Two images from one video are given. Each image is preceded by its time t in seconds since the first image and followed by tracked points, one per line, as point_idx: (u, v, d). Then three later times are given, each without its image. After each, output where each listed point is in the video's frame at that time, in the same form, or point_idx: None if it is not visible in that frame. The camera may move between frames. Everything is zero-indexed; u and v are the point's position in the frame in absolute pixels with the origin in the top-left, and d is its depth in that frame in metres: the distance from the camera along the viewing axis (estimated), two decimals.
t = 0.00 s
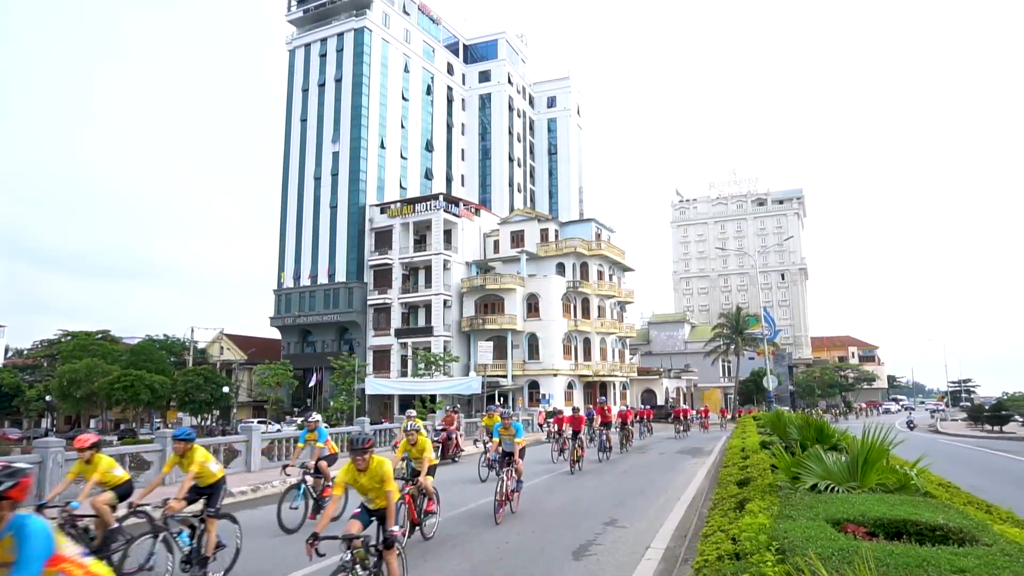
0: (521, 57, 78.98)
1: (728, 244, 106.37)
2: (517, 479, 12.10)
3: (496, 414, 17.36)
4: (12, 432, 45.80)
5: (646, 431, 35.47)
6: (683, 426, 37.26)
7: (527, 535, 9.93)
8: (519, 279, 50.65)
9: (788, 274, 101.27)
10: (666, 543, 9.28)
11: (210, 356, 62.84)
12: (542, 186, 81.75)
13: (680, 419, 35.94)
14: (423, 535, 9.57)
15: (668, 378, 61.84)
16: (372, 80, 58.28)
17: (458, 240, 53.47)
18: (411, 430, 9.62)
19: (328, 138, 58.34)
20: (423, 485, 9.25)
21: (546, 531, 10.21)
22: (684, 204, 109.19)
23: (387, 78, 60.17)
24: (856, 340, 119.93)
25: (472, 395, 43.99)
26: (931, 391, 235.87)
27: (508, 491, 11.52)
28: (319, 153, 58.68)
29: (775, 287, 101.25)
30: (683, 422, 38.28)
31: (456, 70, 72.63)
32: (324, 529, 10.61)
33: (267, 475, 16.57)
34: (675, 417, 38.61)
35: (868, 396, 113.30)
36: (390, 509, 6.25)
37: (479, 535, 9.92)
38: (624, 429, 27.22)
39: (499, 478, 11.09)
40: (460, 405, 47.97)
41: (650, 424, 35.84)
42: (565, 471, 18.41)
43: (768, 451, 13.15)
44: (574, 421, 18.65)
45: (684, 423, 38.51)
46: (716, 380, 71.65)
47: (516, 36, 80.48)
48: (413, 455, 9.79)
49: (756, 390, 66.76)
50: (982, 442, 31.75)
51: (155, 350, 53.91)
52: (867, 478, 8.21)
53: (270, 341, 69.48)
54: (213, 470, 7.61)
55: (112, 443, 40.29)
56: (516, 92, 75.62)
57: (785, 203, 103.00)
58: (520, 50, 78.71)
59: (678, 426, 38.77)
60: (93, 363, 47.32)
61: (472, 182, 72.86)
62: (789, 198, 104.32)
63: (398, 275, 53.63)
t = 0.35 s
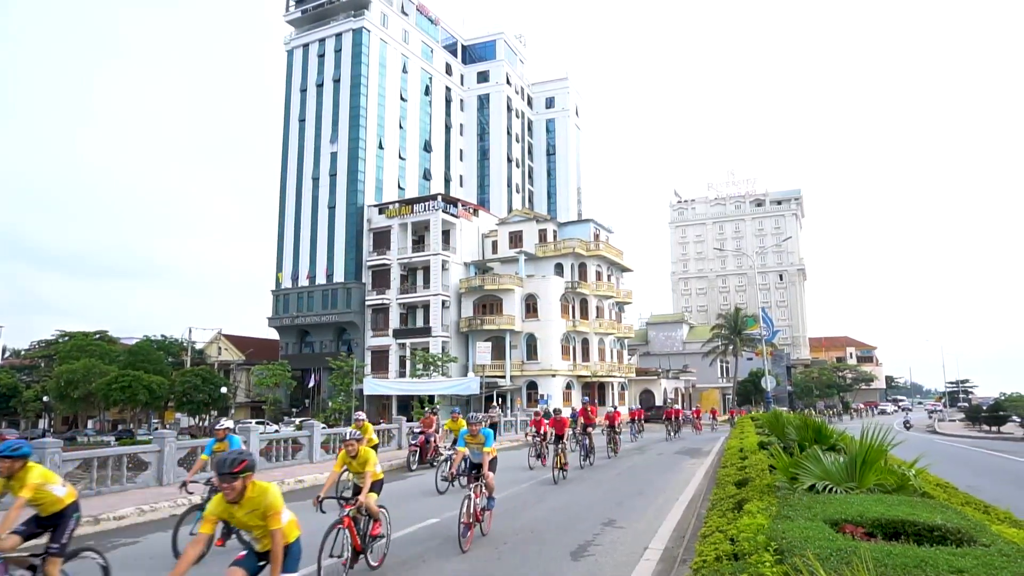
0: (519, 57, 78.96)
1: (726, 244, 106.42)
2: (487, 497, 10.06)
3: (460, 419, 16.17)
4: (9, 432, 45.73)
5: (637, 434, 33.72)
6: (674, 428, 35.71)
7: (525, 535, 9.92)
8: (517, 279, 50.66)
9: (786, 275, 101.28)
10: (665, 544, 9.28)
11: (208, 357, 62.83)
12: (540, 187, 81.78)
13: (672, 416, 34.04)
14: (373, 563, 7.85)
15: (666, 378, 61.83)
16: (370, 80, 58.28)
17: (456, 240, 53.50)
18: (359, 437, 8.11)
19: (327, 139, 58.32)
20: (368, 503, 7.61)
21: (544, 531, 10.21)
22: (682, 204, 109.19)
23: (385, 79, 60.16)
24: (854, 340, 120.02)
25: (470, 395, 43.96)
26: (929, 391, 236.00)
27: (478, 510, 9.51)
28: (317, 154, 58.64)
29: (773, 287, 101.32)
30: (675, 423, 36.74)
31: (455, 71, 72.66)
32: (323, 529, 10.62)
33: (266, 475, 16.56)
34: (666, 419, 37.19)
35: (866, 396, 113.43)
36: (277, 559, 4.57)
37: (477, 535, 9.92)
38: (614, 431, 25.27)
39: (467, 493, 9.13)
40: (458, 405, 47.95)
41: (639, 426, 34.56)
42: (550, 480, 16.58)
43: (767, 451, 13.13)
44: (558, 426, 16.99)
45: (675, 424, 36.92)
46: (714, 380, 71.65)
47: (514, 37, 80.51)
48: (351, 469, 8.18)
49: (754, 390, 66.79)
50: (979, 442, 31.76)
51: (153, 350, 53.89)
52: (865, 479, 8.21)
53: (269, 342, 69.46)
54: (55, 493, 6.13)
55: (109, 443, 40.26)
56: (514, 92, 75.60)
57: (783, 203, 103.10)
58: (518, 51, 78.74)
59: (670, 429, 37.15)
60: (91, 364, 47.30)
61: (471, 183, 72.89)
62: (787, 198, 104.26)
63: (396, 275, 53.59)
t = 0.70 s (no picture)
0: (517, 57, 78.94)
1: (724, 244, 106.47)
2: (449, 521, 8.07)
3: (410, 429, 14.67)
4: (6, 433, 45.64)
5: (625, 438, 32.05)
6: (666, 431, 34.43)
7: (523, 535, 9.92)
8: (515, 279, 50.68)
9: (784, 275, 101.36)
10: (663, 543, 9.28)
11: (206, 357, 62.70)
12: (538, 186, 81.76)
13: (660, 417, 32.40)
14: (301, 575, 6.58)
15: (665, 378, 61.83)
16: (368, 80, 58.25)
17: (455, 240, 53.50)
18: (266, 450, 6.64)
19: (325, 138, 58.28)
20: (280, 531, 6.16)
21: (543, 531, 10.20)
22: (681, 204, 109.15)
23: (384, 78, 60.12)
24: (852, 340, 120.11)
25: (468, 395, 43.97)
26: (926, 390, 235.92)
27: (437, 538, 7.68)
28: (315, 153, 58.58)
29: (771, 287, 101.37)
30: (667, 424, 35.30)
31: (453, 70, 72.61)
32: (319, 528, 10.65)
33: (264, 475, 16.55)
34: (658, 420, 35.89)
35: (864, 396, 113.54)
36: None
37: (475, 535, 9.91)
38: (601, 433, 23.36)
39: (422, 521, 7.31)
40: (456, 405, 47.93)
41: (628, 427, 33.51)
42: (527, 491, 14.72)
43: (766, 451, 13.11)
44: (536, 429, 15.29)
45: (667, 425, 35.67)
46: (713, 380, 71.62)
47: (513, 36, 80.46)
48: (267, 490, 6.78)
49: (753, 390, 66.80)
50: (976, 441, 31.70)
51: (151, 350, 53.87)
52: (862, 478, 8.22)
53: (267, 341, 69.38)
54: None
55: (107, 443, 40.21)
56: (512, 92, 75.52)
57: (781, 203, 103.17)
58: (516, 51, 78.69)
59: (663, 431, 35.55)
60: (88, 364, 47.31)
61: (469, 183, 72.88)
62: (785, 198, 104.33)
63: (394, 275, 53.51)
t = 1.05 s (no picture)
0: (516, 57, 78.95)
1: (723, 244, 106.55)
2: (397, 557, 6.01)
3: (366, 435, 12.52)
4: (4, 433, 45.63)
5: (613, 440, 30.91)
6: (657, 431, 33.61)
7: (521, 535, 9.94)
8: (514, 279, 50.69)
9: (783, 275, 101.44)
10: (661, 543, 9.29)
11: (205, 357, 62.66)
12: (537, 186, 81.78)
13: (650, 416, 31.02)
14: None
15: (663, 378, 61.87)
16: (367, 80, 58.25)
17: (453, 240, 53.49)
18: (106, 470, 4.92)
19: (324, 138, 58.26)
20: None
21: (541, 531, 10.22)
22: (679, 204, 109.25)
23: (382, 78, 60.11)
24: (850, 340, 120.19)
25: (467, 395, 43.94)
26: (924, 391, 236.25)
27: None
28: (314, 153, 58.57)
29: (769, 287, 101.50)
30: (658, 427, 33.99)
31: (452, 70, 72.61)
32: (318, 529, 10.67)
33: (263, 475, 16.54)
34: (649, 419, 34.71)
35: (862, 396, 113.65)
36: None
37: (472, 535, 9.93)
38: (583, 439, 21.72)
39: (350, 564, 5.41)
40: (455, 406, 47.96)
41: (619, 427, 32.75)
42: (496, 505, 12.95)
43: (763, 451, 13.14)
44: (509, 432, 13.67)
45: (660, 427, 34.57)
46: (712, 380, 71.69)
47: (512, 36, 80.52)
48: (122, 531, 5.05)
49: (752, 390, 66.90)
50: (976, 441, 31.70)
51: (150, 350, 53.82)
52: (861, 478, 8.23)
53: (265, 341, 69.37)
54: None
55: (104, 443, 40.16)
56: (511, 92, 75.55)
57: (780, 203, 103.29)
58: (515, 51, 78.72)
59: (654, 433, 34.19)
60: (86, 364, 47.29)
61: (468, 183, 72.93)
62: (784, 198, 104.38)
63: (393, 275, 53.52)
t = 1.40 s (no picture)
0: (514, 57, 78.94)
1: (721, 244, 106.62)
2: None
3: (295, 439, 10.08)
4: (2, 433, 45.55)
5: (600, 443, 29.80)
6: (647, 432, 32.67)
7: (521, 535, 9.95)
8: (512, 279, 50.69)
9: (781, 275, 101.55)
10: (659, 543, 9.29)
11: (203, 357, 62.56)
12: (536, 186, 81.72)
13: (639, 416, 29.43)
14: None
15: (661, 378, 61.90)
16: (366, 80, 58.20)
17: (452, 240, 53.46)
18: None
19: (322, 138, 58.19)
20: None
21: (541, 531, 10.20)
22: (678, 204, 109.34)
23: (381, 78, 60.06)
24: (848, 340, 120.32)
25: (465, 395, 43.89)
26: (921, 390, 236.48)
27: None
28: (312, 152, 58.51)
29: (767, 287, 101.62)
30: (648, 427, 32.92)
31: (451, 70, 72.58)
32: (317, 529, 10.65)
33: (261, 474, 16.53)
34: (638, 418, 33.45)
35: (859, 396, 113.83)
36: None
37: (471, 535, 9.92)
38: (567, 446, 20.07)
39: None
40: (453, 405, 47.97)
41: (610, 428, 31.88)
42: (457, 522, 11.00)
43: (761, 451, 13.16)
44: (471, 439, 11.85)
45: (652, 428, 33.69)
46: (710, 380, 71.78)
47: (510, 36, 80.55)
48: None
49: (749, 390, 67.01)
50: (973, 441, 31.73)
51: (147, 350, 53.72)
52: (859, 478, 8.24)
53: (263, 341, 69.30)
54: None
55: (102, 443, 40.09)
56: (510, 92, 75.54)
57: (778, 203, 103.42)
58: (514, 51, 78.70)
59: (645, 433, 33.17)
60: (84, 364, 47.23)
61: (466, 183, 72.94)
62: (782, 198, 104.54)
63: (391, 275, 53.51)
